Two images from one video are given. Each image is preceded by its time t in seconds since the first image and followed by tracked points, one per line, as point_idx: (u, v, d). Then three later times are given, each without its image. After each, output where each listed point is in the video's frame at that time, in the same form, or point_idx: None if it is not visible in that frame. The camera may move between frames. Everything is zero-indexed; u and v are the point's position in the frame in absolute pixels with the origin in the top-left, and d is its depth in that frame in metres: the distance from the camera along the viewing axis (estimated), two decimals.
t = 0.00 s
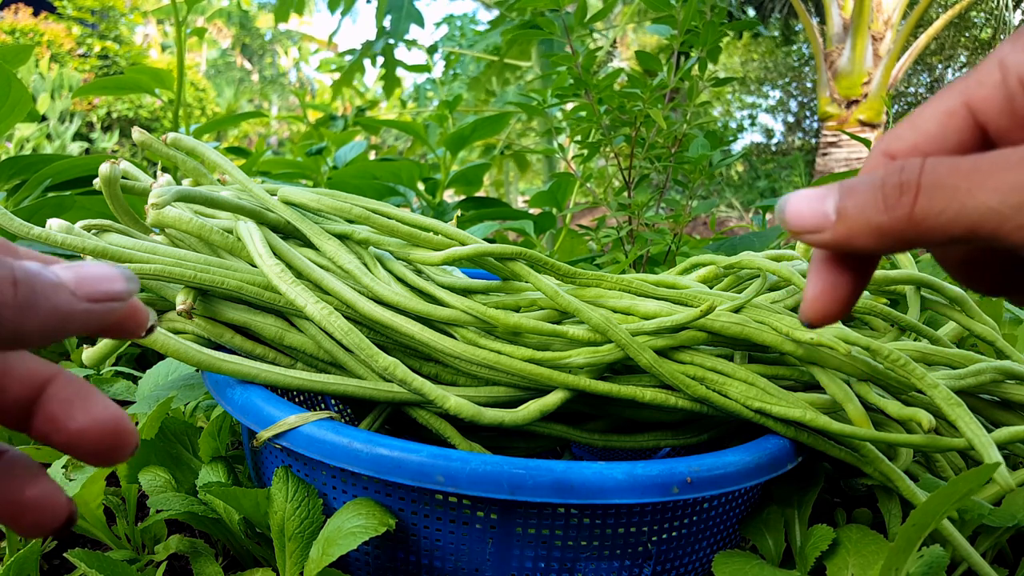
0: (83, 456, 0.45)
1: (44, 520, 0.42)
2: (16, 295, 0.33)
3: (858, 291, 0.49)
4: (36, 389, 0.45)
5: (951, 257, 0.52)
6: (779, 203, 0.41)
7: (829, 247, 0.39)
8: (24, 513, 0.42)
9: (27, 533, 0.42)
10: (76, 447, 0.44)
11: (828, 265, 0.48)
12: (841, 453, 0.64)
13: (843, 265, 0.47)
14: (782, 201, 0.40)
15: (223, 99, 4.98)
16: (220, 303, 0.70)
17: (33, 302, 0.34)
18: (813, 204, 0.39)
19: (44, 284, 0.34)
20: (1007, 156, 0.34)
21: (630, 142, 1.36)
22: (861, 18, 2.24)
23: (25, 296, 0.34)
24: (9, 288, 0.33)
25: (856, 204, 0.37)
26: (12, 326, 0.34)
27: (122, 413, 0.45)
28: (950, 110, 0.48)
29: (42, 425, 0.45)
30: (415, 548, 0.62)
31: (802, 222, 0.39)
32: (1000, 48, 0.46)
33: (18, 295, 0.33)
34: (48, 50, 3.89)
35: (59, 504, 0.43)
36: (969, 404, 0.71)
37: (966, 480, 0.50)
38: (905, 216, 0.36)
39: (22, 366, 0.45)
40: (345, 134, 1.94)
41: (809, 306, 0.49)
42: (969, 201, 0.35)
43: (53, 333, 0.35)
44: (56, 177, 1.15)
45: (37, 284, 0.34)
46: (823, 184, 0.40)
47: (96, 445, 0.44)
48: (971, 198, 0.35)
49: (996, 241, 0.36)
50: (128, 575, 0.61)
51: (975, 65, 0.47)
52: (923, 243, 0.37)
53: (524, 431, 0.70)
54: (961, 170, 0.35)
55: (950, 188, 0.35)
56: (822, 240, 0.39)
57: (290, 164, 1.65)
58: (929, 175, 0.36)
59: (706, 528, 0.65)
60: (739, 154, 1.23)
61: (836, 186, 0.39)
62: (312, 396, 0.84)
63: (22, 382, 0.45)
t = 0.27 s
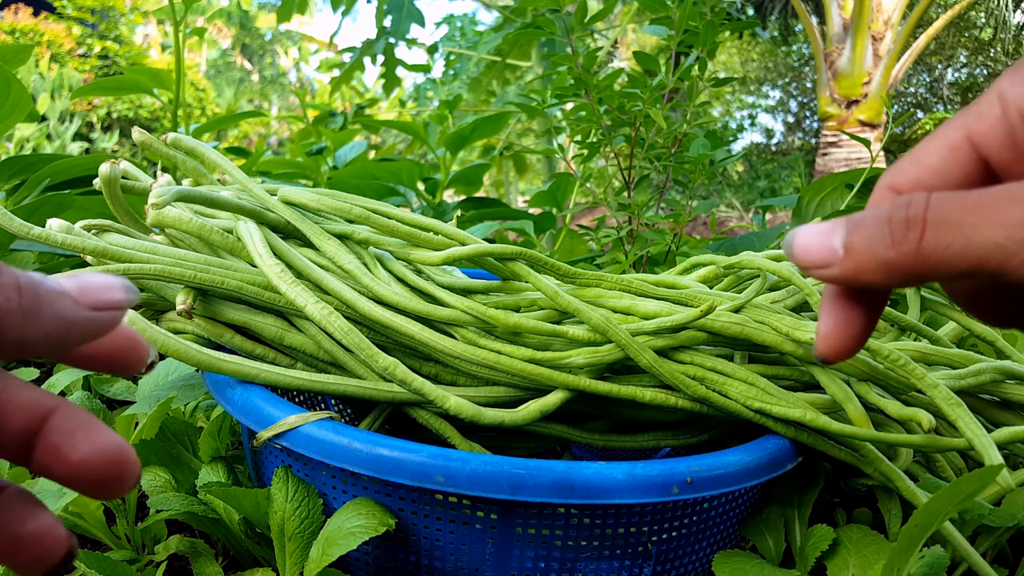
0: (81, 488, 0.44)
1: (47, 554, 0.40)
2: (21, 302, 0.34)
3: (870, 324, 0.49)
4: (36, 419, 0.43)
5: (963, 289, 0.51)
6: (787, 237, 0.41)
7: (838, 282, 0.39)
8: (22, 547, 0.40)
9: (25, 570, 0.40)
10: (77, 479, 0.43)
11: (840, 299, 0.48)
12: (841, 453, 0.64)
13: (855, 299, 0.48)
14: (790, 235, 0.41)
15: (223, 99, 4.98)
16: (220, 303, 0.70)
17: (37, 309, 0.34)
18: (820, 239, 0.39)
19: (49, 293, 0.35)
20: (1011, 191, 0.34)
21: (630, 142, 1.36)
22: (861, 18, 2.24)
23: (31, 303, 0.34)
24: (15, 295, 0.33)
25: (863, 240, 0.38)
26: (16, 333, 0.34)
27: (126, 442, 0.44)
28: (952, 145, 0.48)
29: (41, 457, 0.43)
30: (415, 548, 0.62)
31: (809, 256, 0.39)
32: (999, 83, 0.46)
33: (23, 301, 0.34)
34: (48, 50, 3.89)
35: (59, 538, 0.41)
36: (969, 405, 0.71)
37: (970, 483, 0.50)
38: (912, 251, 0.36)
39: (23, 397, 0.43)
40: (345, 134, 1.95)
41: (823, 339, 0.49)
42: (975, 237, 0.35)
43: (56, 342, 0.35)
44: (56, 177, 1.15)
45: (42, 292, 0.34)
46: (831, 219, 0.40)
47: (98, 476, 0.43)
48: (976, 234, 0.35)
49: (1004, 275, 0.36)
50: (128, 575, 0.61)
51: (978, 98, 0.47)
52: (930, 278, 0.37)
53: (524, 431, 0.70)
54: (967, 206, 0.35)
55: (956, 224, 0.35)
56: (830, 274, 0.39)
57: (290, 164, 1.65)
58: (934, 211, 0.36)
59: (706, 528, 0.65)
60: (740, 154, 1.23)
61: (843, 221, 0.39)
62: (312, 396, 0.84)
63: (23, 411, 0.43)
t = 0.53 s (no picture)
0: (68, 483, 0.44)
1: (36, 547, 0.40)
2: (10, 301, 0.34)
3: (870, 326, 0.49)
4: (25, 415, 0.43)
5: (964, 291, 0.52)
6: (787, 239, 0.41)
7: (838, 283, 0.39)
8: (9, 541, 0.40)
9: (12, 563, 0.40)
10: (64, 473, 0.43)
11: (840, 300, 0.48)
12: (841, 453, 0.64)
13: (855, 301, 0.48)
14: (789, 237, 0.41)
15: (223, 99, 4.98)
16: (220, 302, 0.70)
17: (26, 308, 0.34)
18: (821, 240, 0.39)
19: (38, 291, 0.35)
20: (1012, 192, 0.35)
21: (630, 142, 1.36)
22: (861, 18, 2.25)
23: (20, 301, 0.34)
24: (4, 293, 0.33)
25: (864, 241, 0.37)
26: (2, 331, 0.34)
27: (113, 439, 0.44)
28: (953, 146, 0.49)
29: (29, 453, 0.43)
30: (415, 548, 0.62)
31: (810, 258, 0.39)
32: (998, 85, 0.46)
33: (12, 300, 0.34)
34: (48, 50, 3.89)
35: (45, 531, 0.41)
36: (969, 404, 0.71)
37: (970, 483, 0.50)
38: (914, 253, 0.36)
39: (12, 393, 0.43)
40: (345, 134, 1.95)
41: (823, 341, 0.50)
42: (978, 237, 0.35)
43: (42, 340, 0.35)
44: (56, 177, 1.15)
45: (31, 291, 0.34)
46: (831, 220, 0.40)
47: (85, 471, 0.43)
48: (979, 234, 0.35)
49: (1006, 276, 0.36)
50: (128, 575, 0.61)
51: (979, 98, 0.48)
52: (931, 279, 0.37)
53: (524, 431, 0.70)
54: (969, 208, 0.35)
55: (958, 225, 0.35)
56: (832, 276, 0.39)
57: (290, 165, 1.65)
58: (936, 212, 0.36)
59: (706, 528, 0.65)
60: (740, 154, 1.23)
61: (843, 222, 0.39)
62: (312, 396, 0.84)
63: (11, 407, 0.43)
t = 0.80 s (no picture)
0: (67, 467, 0.44)
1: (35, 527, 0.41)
2: (9, 296, 0.34)
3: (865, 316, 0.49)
4: (23, 399, 0.43)
5: (960, 282, 0.52)
6: (782, 229, 0.40)
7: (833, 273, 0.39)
8: (9, 521, 0.40)
9: (11, 543, 0.40)
10: (61, 457, 0.43)
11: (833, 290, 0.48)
12: (841, 453, 0.64)
13: (849, 292, 0.48)
14: (784, 228, 0.40)
15: (223, 99, 4.98)
16: (220, 303, 0.70)
17: (25, 303, 0.34)
18: (817, 231, 0.38)
19: (38, 286, 0.35)
20: (1008, 183, 0.35)
21: (630, 142, 1.36)
22: (862, 18, 2.25)
23: (20, 296, 0.34)
24: (4, 288, 0.33)
25: (860, 232, 0.37)
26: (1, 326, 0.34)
27: (111, 422, 0.44)
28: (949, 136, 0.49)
29: (26, 438, 0.43)
30: (415, 548, 0.62)
31: (807, 250, 0.39)
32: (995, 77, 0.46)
33: (12, 294, 0.34)
34: (48, 50, 3.90)
35: (45, 512, 0.41)
36: (969, 404, 0.71)
37: (970, 483, 0.50)
38: (911, 244, 0.36)
39: (11, 378, 0.43)
40: (345, 134, 1.95)
41: (816, 330, 0.50)
42: (974, 228, 0.35)
43: (41, 336, 0.35)
44: (55, 177, 1.15)
45: (31, 285, 0.34)
46: (825, 211, 0.40)
47: (83, 454, 0.43)
48: (975, 224, 0.35)
49: (1000, 266, 0.36)
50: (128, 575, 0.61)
51: (976, 91, 0.48)
52: (927, 270, 0.37)
53: (524, 431, 0.70)
54: (965, 199, 0.35)
55: (954, 216, 0.35)
56: (827, 267, 0.39)
57: (290, 164, 1.65)
58: (933, 204, 0.36)
59: (706, 528, 0.65)
60: (740, 154, 1.23)
61: (839, 213, 0.39)
62: (312, 396, 0.84)
63: (10, 391, 0.43)
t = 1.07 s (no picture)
0: (64, 467, 0.44)
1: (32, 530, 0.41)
2: (9, 300, 0.33)
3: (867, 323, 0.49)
4: (23, 400, 0.43)
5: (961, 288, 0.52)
6: (784, 237, 0.40)
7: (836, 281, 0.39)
8: (8, 522, 0.41)
9: (9, 545, 0.41)
10: (59, 458, 0.43)
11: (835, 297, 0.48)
12: (841, 453, 0.64)
13: (851, 299, 0.48)
14: (787, 235, 0.40)
15: (223, 99, 4.98)
16: (220, 303, 0.70)
17: (25, 308, 0.34)
18: (820, 238, 0.38)
19: (38, 291, 0.35)
20: (1010, 191, 0.35)
21: (630, 142, 1.36)
22: (861, 18, 2.25)
23: (20, 301, 0.34)
24: (5, 293, 0.33)
25: (863, 239, 0.37)
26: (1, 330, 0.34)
27: (111, 425, 0.44)
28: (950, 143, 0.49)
29: (25, 438, 0.43)
30: (415, 548, 0.62)
31: (810, 256, 0.39)
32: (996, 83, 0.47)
33: (12, 299, 0.34)
34: (48, 50, 3.90)
35: (43, 513, 0.42)
36: (969, 404, 0.71)
37: (971, 483, 0.50)
38: (914, 252, 0.36)
39: (10, 379, 0.43)
40: (345, 134, 1.95)
41: (818, 337, 0.50)
42: (977, 236, 0.35)
43: (41, 340, 0.35)
44: (55, 177, 1.15)
45: (31, 291, 0.34)
46: (828, 218, 0.40)
47: (80, 457, 0.43)
48: (977, 232, 0.35)
49: (1003, 274, 0.36)
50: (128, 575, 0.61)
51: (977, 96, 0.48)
52: (930, 277, 0.37)
53: (524, 431, 0.70)
54: (968, 206, 0.35)
55: (957, 223, 0.35)
56: (830, 274, 0.39)
57: (290, 165, 1.65)
58: (935, 210, 0.36)
59: (706, 528, 0.65)
60: (740, 154, 1.23)
61: (842, 219, 0.39)
62: (312, 396, 0.84)
63: (10, 392, 0.43)
